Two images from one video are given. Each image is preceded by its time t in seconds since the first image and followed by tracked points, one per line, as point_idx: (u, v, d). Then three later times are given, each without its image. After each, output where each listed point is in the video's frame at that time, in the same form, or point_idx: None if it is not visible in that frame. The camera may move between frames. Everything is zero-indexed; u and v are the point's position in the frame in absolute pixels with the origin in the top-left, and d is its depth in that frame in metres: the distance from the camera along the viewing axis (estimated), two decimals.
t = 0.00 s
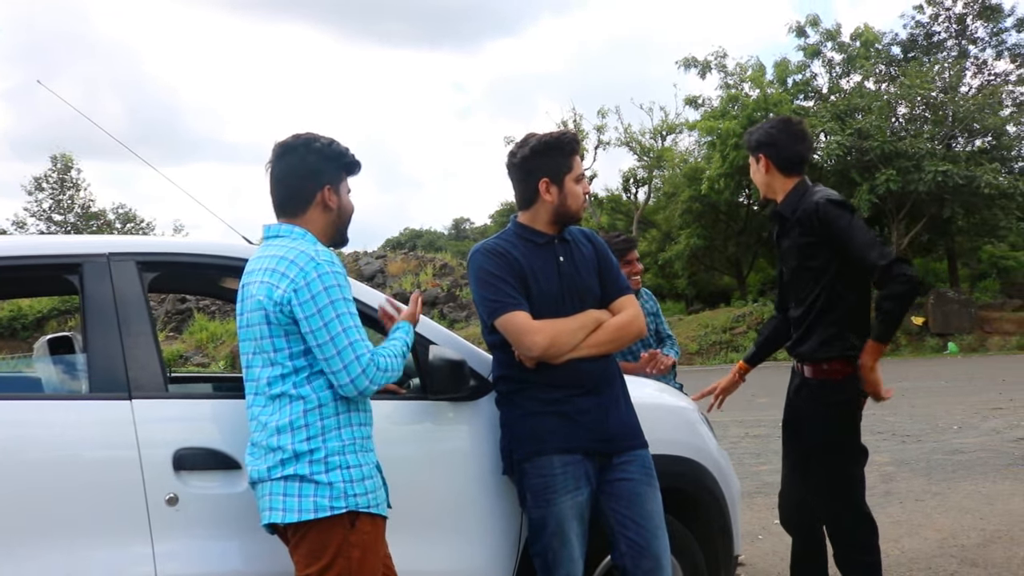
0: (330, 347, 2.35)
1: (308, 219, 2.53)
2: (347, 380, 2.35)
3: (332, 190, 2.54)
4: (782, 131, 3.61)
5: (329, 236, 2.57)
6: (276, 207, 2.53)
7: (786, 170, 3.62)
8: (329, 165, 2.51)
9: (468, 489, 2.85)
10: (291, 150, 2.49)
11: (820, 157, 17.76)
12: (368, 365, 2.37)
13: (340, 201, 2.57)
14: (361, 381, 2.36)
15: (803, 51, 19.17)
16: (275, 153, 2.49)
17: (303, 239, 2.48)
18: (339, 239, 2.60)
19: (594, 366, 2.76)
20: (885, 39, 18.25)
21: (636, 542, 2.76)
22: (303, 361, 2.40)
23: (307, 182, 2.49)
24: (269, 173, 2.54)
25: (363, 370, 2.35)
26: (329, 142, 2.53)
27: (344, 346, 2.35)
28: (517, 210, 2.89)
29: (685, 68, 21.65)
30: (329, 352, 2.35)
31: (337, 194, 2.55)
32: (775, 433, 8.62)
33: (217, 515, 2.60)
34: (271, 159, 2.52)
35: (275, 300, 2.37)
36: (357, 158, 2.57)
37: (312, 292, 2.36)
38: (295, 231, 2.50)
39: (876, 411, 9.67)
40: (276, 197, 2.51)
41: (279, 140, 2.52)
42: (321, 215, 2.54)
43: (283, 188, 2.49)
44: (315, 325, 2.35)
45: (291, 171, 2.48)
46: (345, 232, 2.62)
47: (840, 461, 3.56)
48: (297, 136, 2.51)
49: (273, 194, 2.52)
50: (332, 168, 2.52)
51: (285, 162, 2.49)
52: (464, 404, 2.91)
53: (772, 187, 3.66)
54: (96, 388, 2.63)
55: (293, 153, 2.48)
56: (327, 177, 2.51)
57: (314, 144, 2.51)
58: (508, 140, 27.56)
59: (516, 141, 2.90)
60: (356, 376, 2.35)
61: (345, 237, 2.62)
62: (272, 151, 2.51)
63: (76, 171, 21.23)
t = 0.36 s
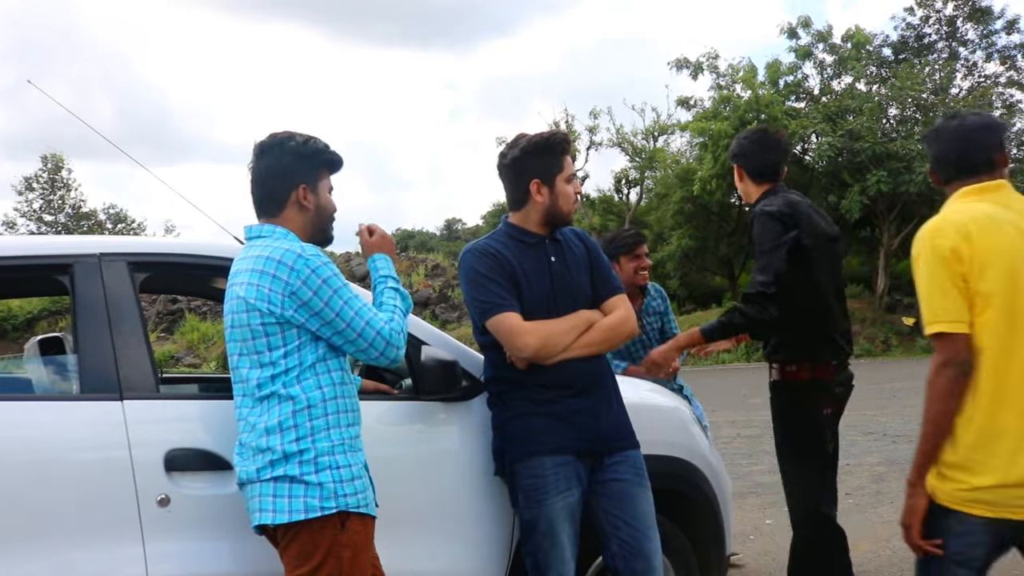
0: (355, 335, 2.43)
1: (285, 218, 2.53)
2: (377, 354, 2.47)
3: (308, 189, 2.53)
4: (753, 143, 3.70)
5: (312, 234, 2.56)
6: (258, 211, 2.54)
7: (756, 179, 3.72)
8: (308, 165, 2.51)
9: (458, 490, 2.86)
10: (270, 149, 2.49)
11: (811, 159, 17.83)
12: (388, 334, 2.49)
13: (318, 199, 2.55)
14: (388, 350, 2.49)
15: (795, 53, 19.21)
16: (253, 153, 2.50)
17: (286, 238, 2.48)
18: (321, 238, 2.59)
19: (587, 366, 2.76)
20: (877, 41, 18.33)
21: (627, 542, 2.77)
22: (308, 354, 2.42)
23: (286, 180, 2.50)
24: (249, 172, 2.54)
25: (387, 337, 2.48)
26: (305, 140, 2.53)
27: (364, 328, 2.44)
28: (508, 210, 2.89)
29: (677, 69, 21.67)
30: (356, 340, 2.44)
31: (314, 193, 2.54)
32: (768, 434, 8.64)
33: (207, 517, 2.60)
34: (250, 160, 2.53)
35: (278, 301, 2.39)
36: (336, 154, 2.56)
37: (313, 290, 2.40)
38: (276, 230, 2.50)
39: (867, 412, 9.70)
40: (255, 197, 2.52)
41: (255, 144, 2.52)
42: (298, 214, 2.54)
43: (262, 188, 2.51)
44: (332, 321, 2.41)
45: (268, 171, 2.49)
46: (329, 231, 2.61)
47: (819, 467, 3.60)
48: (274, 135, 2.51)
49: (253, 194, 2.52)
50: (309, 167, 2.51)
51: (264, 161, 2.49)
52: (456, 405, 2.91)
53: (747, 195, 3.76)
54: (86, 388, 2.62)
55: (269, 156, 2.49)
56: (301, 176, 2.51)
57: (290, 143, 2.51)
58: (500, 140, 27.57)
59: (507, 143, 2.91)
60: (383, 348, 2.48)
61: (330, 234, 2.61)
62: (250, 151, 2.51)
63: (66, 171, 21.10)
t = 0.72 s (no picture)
0: (358, 321, 2.44)
1: (282, 219, 2.52)
2: (387, 331, 2.49)
3: (305, 191, 2.52)
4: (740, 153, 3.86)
5: (309, 237, 2.56)
6: (260, 213, 2.54)
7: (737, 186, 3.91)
8: (307, 166, 2.50)
9: (459, 490, 2.86)
10: (272, 150, 2.50)
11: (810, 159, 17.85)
12: (391, 313, 2.51)
13: (316, 202, 2.54)
14: (394, 328, 2.51)
15: (793, 53, 19.22)
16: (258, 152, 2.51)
17: (282, 239, 2.49)
18: (318, 240, 2.58)
19: (586, 366, 2.76)
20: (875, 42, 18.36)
21: (627, 543, 2.77)
22: (309, 348, 2.42)
23: (287, 181, 2.50)
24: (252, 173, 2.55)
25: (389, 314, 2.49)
26: (309, 141, 2.53)
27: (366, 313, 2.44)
28: (508, 211, 2.89)
29: (676, 70, 21.67)
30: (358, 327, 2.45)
31: (312, 196, 2.53)
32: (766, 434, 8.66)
33: (206, 516, 2.60)
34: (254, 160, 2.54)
35: (275, 299, 2.40)
36: (338, 156, 2.55)
37: (312, 285, 2.41)
38: (274, 231, 2.51)
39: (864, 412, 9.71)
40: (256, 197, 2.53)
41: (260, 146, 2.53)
42: (294, 216, 2.53)
43: (263, 188, 2.51)
44: (333, 312, 2.42)
45: (268, 171, 2.50)
46: (327, 234, 2.60)
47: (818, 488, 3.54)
48: (278, 137, 2.52)
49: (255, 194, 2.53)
50: (312, 168, 2.50)
51: (267, 162, 2.50)
52: (455, 405, 2.92)
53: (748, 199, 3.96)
54: (85, 389, 2.62)
55: (271, 157, 2.49)
56: (301, 178, 2.50)
57: (291, 144, 2.51)
58: (499, 140, 27.61)
59: (508, 143, 2.91)
60: (389, 328, 2.49)
61: (328, 235, 2.60)
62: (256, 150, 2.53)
63: (64, 171, 21.05)
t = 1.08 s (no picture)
0: (360, 323, 2.44)
1: (284, 219, 2.51)
2: (384, 335, 2.48)
3: (308, 192, 2.51)
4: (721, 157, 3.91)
5: (311, 237, 2.55)
6: (262, 215, 2.53)
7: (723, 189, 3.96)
8: (310, 168, 2.49)
9: (458, 491, 2.85)
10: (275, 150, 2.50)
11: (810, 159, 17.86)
12: (393, 315, 2.50)
13: (319, 204, 2.53)
14: (392, 331, 2.50)
15: (793, 54, 19.21)
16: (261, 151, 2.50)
17: (283, 239, 2.48)
18: (319, 241, 2.57)
19: (586, 367, 2.76)
20: (874, 42, 18.37)
21: (626, 543, 2.76)
22: (311, 349, 2.41)
23: (289, 182, 2.49)
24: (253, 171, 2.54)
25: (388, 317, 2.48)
26: (313, 141, 2.51)
27: (368, 316, 2.44)
28: (512, 210, 2.88)
29: (675, 71, 21.67)
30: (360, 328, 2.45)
31: (315, 197, 2.52)
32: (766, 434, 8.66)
33: (205, 517, 2.59)
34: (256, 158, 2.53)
35: (278, 300, 2.39)
36: (342, 159, 2.54)
37: (313, 287, 2.40)
38: (275, 232, 2.50)
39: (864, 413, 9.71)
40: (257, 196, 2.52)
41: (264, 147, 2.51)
42: (296, 216, 2.52)
43: (265, 188, 2.50)
44: (334, 317, 2.42)
45: (271, 171, 2.49)
46: (327, 235, 2.59)
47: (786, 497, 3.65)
48: (282, 138, 2.51)
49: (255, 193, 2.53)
50: (316, 170, 2.49)
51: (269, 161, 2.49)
52: (454, 406, 2.91)
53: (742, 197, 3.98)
54: (84, 390, 2.61)
55: (280, 157, 2.49)
56: (305, 179, 2.49)
57: (296, 144, 2.50)
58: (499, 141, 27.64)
59: (513, 141, 2.88)
60: (388, 331, 2.48)
61: (327, 237, 2.59)
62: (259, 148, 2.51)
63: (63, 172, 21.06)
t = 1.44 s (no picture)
0: (327, 331, 2.42)
1: (260, 220, 2.50)
2: (351, 344, 2.46)
3: (285, 193, 2.50)
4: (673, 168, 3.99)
5: (286, 239, 2.54)
6: (235, 216, 2.52)
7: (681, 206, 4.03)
8: (286, 169, 2.48)
9: (431, 492, 2.85)
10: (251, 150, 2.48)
11: (784, 161, 18.04)
12: (361, 325, 2.48)
13: (294, 205, 2.53)
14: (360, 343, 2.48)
15: (768, 57, 19.37)
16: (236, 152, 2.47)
17: (257, 241, 2.47)
18: (294, 242, 2.57)
19: (561, 368, 2.77)
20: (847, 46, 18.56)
21: (599, 543, 2.78)
22: (281, 353, 2.40)
23: (265, 184, 2.48)
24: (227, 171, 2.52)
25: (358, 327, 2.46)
26: (289, 143, 2.50)
27: (335, 324, 2.42)
28: (487, 208, 2.88)
29: (651, 73, 21.78)
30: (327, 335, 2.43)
31: (291, 198, 2.52)
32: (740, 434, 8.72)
33: (177, 519, 2.57)
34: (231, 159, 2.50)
35: (249, 303, 2.38)
36: (318, 162, 2.54)
37: (284, 291, 2.39)
38: (250, 233, 2.49)
39: (836, 413, 9.80)
40: (232, 198, 2.51)
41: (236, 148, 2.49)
42: (272, 217, 2.51)
43: (240, 189, 2.48)
44: (302, 324, 2.40)
45: (246, 173, 2.47)
46: (301, 236, 2.59)
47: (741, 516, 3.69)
48: (257, 137, 2.49)
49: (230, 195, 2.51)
50: (291, 172, 2.49)
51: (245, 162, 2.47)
52: (429, 407, 2.90)
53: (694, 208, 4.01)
54: (54, 391, 2.58)
55: (254, 157, 2.47)
56: (280, 180, 2.48)
57: (275, 145, 2.49)
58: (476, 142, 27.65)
59: (490, 140, 2.88)
60: (356, 340, 2.46)
61: (300, 239, 2.58)
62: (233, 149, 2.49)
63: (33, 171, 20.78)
